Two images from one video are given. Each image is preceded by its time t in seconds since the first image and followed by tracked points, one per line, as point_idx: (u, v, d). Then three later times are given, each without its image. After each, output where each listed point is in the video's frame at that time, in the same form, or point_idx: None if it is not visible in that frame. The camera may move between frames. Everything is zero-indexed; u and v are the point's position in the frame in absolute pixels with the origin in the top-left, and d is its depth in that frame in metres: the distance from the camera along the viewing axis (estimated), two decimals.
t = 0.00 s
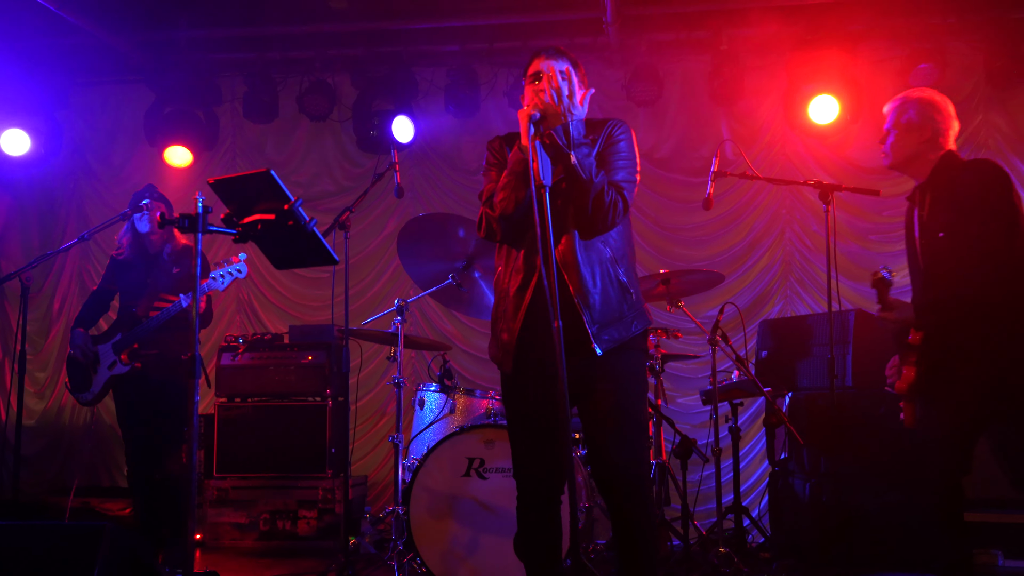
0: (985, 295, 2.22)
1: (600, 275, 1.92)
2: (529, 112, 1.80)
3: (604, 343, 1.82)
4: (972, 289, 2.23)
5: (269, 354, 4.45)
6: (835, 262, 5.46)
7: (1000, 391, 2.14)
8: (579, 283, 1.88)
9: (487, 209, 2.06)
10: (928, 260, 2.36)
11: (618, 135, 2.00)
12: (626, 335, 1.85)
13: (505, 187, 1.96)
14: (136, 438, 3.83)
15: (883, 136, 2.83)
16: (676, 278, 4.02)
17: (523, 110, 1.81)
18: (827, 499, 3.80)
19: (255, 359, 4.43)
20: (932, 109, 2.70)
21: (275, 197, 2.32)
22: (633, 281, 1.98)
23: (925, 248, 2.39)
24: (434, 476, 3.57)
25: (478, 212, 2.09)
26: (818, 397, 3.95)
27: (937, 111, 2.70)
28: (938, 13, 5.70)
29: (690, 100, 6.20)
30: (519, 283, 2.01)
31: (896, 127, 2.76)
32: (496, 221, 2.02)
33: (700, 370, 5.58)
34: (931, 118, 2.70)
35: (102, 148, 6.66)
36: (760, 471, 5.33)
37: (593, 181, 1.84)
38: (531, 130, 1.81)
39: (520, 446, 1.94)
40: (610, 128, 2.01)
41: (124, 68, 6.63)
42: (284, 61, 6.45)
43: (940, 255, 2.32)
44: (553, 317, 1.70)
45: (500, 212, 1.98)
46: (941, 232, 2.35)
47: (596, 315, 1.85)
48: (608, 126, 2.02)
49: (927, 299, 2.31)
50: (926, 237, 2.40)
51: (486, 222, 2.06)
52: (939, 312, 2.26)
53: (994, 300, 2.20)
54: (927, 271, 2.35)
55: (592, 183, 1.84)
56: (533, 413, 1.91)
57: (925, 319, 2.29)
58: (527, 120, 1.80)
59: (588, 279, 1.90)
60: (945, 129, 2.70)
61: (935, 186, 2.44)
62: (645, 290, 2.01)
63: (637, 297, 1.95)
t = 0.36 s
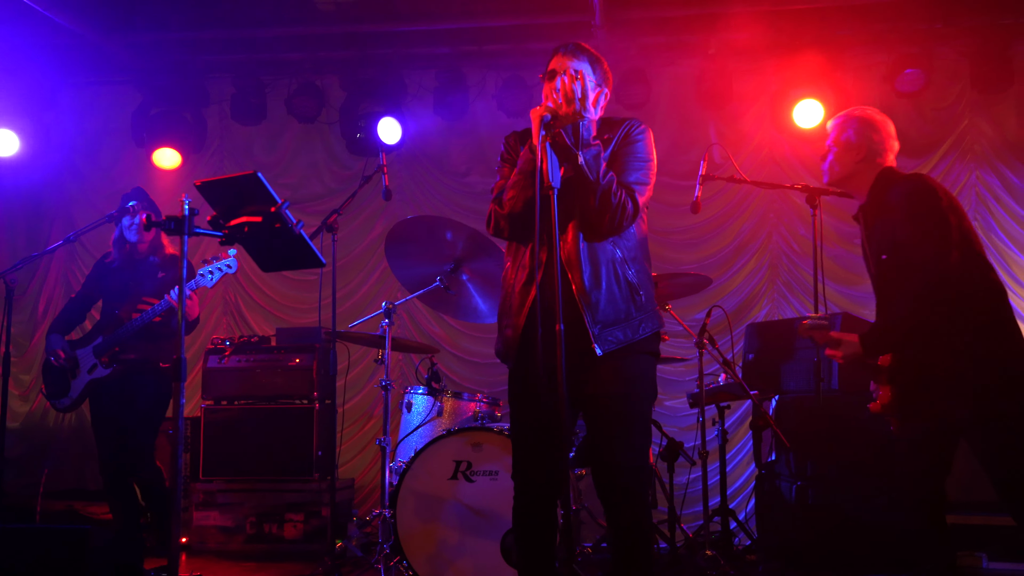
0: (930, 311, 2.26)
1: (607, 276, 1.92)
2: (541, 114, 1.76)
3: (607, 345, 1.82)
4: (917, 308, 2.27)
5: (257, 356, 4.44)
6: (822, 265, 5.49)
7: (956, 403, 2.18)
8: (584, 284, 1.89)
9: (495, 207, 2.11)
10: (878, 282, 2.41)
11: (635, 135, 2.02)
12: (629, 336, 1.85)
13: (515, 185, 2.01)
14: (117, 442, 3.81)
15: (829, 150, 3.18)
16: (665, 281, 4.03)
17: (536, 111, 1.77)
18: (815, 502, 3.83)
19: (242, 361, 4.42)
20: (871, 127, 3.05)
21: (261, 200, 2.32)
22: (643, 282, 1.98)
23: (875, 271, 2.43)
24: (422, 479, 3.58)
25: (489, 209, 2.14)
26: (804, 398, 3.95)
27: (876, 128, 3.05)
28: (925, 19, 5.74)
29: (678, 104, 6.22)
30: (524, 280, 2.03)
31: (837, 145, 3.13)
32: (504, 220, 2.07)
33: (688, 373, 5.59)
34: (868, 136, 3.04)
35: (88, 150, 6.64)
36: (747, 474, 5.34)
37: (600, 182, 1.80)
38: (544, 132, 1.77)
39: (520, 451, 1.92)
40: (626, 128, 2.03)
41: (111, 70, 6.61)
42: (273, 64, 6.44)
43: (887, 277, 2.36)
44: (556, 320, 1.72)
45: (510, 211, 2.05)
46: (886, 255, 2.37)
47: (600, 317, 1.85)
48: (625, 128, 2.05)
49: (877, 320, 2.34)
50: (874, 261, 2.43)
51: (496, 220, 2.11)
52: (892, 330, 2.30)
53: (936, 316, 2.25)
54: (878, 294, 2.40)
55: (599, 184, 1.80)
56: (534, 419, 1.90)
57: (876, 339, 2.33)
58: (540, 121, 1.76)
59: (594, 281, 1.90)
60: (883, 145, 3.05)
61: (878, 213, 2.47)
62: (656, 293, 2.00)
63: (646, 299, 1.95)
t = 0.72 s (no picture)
0: (891, 316, 2.34)
1: (603, 280, 1.92)
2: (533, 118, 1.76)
3: (598, 346, 1.82)
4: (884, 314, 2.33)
5: (240, 358, 4.42)
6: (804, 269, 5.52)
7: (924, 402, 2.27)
8: (578, 286, 1.90)
9: (489, 205, 2.13)
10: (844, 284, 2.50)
11: (645, 140, 2.01)
12: (622, 341, 1.85)
13: (507, 184, 2.03)
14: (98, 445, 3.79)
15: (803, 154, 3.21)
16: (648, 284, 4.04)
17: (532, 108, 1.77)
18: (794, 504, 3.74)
19: (224, 363, 4.40)
20: (842, 135, 3.08)
21: (243, 202, 2.31)
22: (639, 288, 1.99)
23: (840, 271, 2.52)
24: (405, 482, 3.57)
25: (483, 207, 2.17)
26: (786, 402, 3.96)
27: (846, 135, 3.08)
28: (907, 25, 5.79)
29: (663, 108, 6.24)
30: (520, 276, 2.03)
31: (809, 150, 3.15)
32: (496, 218, 2.09)
33: (671, 376, 5.61)
34: (838, 142, 3.07)
35: (70, 151, 6.60)
36: (730, 477, 5.36)
37: (600, 192, 1.78)
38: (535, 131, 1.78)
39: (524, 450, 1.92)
40: (637, 132, 2.03)
41: (93, 70, 6.57)
42: (257, 65, 6.41)
43: (850, 282, 2.46)
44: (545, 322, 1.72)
45: (500, 210, 2.07)
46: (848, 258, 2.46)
47: (594, 318, 1.86)
48: (636, 131, 2.04)
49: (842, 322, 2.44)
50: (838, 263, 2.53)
51: (488, 218, 2.14)
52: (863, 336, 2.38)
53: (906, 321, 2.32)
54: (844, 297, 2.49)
55: (597, 192, 1.78)
56: (535, 417, 1.90)
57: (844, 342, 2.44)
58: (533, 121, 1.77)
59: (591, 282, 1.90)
60: (852, 152, 3.07)
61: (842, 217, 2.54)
62: (651, 300, 2.01)
63: (641, 306, 1.96)
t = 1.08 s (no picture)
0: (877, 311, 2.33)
1: (570, 285, 1.92)
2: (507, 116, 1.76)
3: (553, 350, 1.83)
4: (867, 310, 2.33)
5: (214, 359, 4.38)
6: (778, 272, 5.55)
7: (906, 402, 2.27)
8: (548, 291, 1.90)
9: (462, 205, 2.13)
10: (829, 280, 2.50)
11: (620, 150, 2.01)
12: (586, 345, 1.85)
13: (482, 185, 2.03)
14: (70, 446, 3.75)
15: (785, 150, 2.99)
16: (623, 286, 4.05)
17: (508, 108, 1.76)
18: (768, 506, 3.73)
19: (198, 364, 4.36)
20: (829, 128, 2.86)
21: (216, 202, 2.29)
22: (610, 293, 1.98)
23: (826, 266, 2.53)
24: (379, 483, 3.55)
25: (456, 207, 2.16)
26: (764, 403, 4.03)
27: (834, 128, 2.86)
28: (880, 31, 5.85)
29: (639, 111, 6.27)
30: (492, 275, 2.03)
31: (795, 146, 2.92)
32: (469, 218, 2.10)
33: (646, 378, 5.63)
34: (826, 136, 2.85)
35: (43, 149, 6.53)
36: (704, 479, 5.39)
37: (561, 204, 1.78)
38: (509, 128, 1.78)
39: (503, 449, 1.89)
40: (612, 144, 2.03)
41: (66, 68, 6.51)
42: (233, 64, 6.38)
43: (836, 275, 2.46)
44: (519, 325, 1.72)
45: (474, 211, 2.07)
46: (835, 253, 2.47)
47: (557, 324, 1.86)
48: (612, 143, 2.04)
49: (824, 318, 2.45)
50: (825, 257, 2.54)
51: (461, 219, 2.13)
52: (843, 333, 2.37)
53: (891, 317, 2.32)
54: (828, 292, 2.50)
55: (561, 204, 1.78)
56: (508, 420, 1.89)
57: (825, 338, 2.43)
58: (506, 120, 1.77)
59: (557, 286, 1.90)
60: (840, 147, 2.86)
61: (832, 212, 2.55)
62: (625, 306, 2.00)
63: (610, 310, 1.95)
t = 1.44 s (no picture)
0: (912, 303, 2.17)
1: (551, 290, 1.93)
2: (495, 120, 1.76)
3: (532, 354, 1.83)
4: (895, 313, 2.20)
5: (196, 362, 4.36)
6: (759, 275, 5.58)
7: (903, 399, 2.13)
8: (529, 296, 1.91)
9: (449, 208, 2.15)
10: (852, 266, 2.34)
11: (607, 160, 2.03)
12: (566, 351, 1.85)
13: (469, 189, 2.04)
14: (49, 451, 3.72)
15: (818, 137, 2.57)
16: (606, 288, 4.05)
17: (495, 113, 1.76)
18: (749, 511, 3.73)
19: (180, 367, 4.34)
20: (871, 110, 2.46)
21: (197, 204, 2.28)
22: (592, 301, 1.98)
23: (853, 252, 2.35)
24: (361, 486, 3.55)
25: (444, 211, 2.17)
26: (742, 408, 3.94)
27: (877, 109, 2.47)
28: (862, 36, 5.89)
29: (623, 115, 6.29)
30: (473, 279, 2.03)
31: (833, 130, 2.51)
32: (455, 221, 2.11)
33: (629, 381, 5.64)
34: (868, 119, 2.46)
35: (23, 150, 6.49)
36: (687, 481, 5.41)
37: (544, 208, 1.79)
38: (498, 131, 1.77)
39: (485, 459, 1.92)
40: (600, 152, 2.05)
41: (47, 69, 6.47)
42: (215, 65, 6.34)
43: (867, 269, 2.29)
44: (500, 327, 1.72)
45: (459, 214, 2.08)
46: (872, 246, 2.29)
47: (536, 329, 1.86)
48: (600, 151, 2.06)
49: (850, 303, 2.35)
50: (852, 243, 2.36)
51: (447, 221, 2.15)
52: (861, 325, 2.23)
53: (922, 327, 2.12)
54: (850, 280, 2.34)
55: (542, 208, 1.79)
56: (489, 422, 1.89)
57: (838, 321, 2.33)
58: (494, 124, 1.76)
59: (536, 291, 1.91)
60: (884, 130, 2.47)
61: (870, 199, 2.35)
62: (607, 315, 2.00)
63: (591, 317, 1.95)
